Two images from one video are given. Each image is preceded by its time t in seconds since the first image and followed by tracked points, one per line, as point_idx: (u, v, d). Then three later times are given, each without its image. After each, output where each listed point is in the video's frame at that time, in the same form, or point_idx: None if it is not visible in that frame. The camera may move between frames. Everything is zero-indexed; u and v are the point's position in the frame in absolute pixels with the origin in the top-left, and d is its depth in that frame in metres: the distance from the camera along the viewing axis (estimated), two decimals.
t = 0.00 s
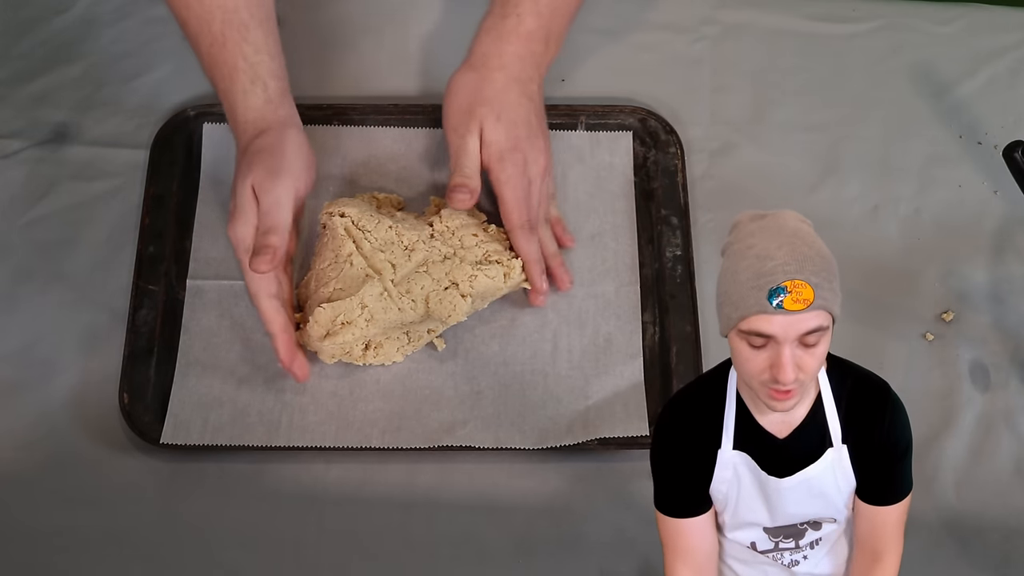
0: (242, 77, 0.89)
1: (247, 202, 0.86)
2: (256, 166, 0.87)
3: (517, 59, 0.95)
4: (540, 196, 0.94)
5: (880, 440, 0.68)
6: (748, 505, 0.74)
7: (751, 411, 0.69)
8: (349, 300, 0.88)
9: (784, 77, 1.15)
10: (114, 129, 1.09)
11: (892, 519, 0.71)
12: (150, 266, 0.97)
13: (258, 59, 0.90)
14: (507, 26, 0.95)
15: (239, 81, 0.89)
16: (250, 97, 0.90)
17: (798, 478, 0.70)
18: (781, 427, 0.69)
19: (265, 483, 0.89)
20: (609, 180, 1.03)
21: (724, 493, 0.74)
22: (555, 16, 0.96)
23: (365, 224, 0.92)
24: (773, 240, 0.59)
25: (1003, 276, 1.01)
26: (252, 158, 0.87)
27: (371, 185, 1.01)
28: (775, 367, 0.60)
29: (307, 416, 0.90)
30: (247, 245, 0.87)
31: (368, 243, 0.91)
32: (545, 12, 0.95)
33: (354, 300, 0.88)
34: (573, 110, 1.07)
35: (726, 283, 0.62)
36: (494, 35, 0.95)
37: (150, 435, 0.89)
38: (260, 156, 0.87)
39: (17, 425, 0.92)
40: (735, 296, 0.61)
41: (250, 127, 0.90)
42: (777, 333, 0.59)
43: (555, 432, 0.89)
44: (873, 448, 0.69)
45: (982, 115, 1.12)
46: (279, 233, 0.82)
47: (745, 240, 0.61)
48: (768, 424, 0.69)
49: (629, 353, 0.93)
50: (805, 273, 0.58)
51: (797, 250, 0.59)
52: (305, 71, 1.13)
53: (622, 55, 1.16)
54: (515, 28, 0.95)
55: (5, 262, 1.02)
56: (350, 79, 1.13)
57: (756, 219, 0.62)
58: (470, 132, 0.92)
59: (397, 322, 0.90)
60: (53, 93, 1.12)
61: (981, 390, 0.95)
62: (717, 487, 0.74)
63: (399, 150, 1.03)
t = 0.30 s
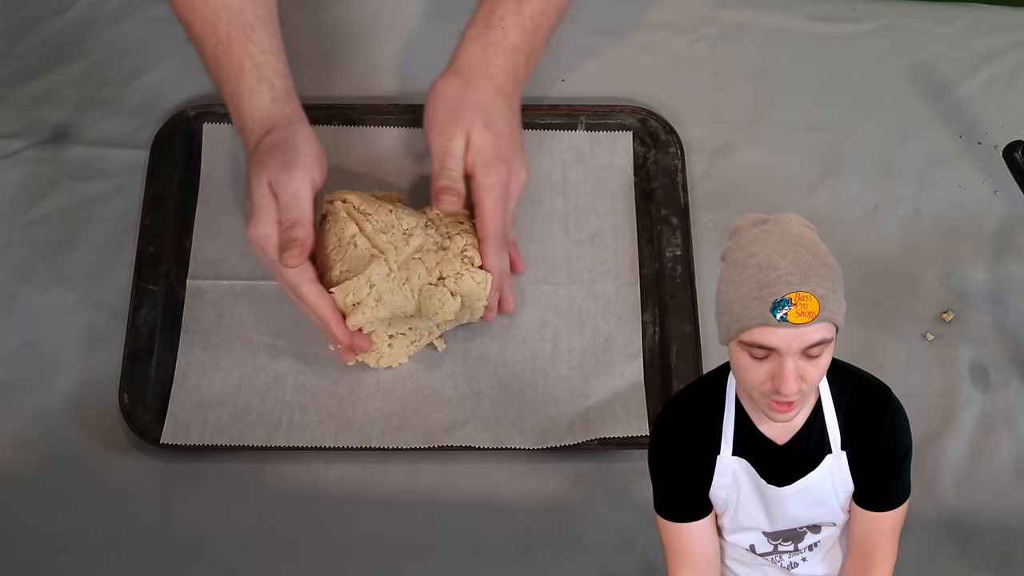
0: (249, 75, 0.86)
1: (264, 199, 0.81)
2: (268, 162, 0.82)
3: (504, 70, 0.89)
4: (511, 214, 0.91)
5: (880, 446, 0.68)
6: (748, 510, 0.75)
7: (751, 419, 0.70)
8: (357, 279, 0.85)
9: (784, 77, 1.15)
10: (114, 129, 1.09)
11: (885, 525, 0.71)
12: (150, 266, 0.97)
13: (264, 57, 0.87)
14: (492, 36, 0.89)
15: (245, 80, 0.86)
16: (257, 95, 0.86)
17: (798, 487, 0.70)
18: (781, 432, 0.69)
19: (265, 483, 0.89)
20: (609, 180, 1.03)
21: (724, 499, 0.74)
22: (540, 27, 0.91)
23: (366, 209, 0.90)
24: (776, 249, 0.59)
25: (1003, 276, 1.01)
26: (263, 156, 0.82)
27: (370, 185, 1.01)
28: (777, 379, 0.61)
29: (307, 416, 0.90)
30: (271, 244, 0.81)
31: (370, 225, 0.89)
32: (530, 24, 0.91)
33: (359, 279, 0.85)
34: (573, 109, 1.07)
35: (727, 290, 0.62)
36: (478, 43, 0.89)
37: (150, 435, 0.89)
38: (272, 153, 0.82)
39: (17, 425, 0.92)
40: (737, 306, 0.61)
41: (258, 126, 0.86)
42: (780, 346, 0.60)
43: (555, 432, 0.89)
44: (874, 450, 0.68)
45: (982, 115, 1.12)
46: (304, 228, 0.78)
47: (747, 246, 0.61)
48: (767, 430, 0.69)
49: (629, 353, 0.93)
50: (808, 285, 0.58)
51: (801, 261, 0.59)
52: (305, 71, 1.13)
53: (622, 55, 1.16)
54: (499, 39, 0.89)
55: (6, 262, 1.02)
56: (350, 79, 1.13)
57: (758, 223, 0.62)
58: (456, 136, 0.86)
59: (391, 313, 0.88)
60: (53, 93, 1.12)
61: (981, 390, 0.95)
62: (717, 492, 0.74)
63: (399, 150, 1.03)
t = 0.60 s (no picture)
0: (245, 101, 0.87)
1: (266, 227, 0.81)
2: (269, 189, 0.83)
3: (524, 120, 0.89)
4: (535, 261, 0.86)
5: (882, 453, 0.69)
6: (747, 511, 0.75)
7: (751, 425, 0.69)
8: (352, 292, 0.85)
9: (785, 77, 1.15)
10: (114, 129, 1.09)
11: (890, 532, 0.71)
12: (150, 266, 0.97)
13: (259, 82, 0.89)
14: (509, 86, 0.89)
15: (241, 104, 0.87)
16: (254, 119, 0.87)
17: (797, 493, 0.71)
18: (781, 438, 0.69)
19: (265, 483, 0.89)
20: (609, 180, 1.03)
21: (723, 501, 0.75)
22: (558, 77, 0.91)
23: (366, 218, 0.89)
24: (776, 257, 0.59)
25: (1003, 276, 1.01)
26: (264, 185, 0.83)
27: (370, 185, 1.01)
28: (777, 389, 0.61)
29: (307, 416, 0.90)
30: (270, 268, 0.81)
31: (369, 236, 0.88)
32: (548, 73, 0.90)
33: (354, 292, 0.85)
34: (573, 110, 1.07)
35: (726, 299, 0.62)
36: (496, 94, 0.89)
37: (150, 435, 0.89)
38: (272, 181, 0.83)
39: (17, 425, 0.92)
40: (738, 316, 0.61)
41: (256, 152, 0.87)
42: (779, 356, 0.60)
43: (555, 432, 0.89)
44: (875, 458, 0.69)
45: (981, 115, 1.12)
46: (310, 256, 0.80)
47: (747, 254, 0.61)
48: (768, 437, 0.69)
49: (628, 353, 0.93)
50: (809, 294, 0.58)
51: (802, 269, 0.59)
52: (305, 71, 1.13)
53: (622, 55, 1.16)
54: (518, 90, 0.89)
55: (6, 261, 1.02)
56: (350, 79, 1.13)
57: (758, 230, 0.62)
58: (482, 184, 0.84)
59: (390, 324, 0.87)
60: (53, 93, 1.12)
61: (981, 390, 0.95)
62: (717, 495, 0.74)
63: (399, 150, 1.03)
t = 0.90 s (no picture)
0: (260, 103, 0.86)
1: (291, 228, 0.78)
2: (291, 187, 0.79)
3: (511, 130, 0.88)
4: (505, 269, 0.85)
5: (882, 458, 0.69)
6: (746, 514, 0.75)
7: (751, 432, 0.69)
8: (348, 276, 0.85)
9: (785, 77, 1.15)
10: (114, 129, 1.09)
11: (889, 537, 0.72)
12: (150, 266, 0.97)
13: (272, 85, 0.88)
14: (498, 97, 0.88)
15: (256, 107, 0.86)
16: (268, 121, 0.86)
17: (796, 499, 0.71)
18: (780, 444, 0.69)
19: (265, 483, 0.89)
20: (609, 180, 1.03)
21: (723, 506, 0.75)
22: (547, 91, 0.90)
23: (359, 203, 0.89)
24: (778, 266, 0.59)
25: (1003, 276, 1.01)
26: (286, 182, 0.79)
27: (370, 185, 1.01)
28: (780, 398, 0.62)
29: (307, 416, 0.90)
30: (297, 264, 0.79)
31: (361, 219, 0.88)
32: (537, 86, 0.89)
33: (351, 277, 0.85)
34: (573, 110, 1.07)
35: (727, 307, 0.62)
36: (484, 104, 0.88)
37: (150, 435, 0.89)
38: (293, 179, 0.80)
39: (17, 425, 0.92)
40: (740, 326, 0.61)
41: (273, 151, 0.84)
42: (783, 368, 0.60)
43: (555, 432, 0.89)
44: (874, 462, 0.69)
45: (981, 115, 1.12)
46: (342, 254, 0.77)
47: (747, 263, 0.61)
48: (767, 442, 0.69)
49: (628, 353, 0.93)
50: (812, 304, 0.58)
51: (804, 280, 0.59)
52: (305, 71, 1.13)
53: (622, 55, 1.16)
54: (507, 101, 0.88)
55: (5, 261, 1.02)
56: (349, 78, 1.13)
57: (758, 238, 0.62)
58: (460, 187, 0.82)
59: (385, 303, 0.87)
60: (53, 93, 1.12)
61: (981, 390, 0.95)
62: (716, 500, 0.74)
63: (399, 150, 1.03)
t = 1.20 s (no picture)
0: (289, 84, 0.89)
1: (292, 199, 0.84)
2: (301, 162, 0.84)
3: (488, 116, 0.92)
4: (508, 245, 0.89)
5: (881, 460, 0.69)
6: (745, 515, 0.75)
7: (750, 433, 0.69)
8: (353, 279, 0.87)
9: (785, 78, 1.15)
10: (114, 129, 1.09)
11: (886, 539, 0.72)
12: (150, 266, 0.97)
13: (300, 66, 0.90)
14: (474, 85, 0.92)
15: (284, 88, 0.88)
16: (296, 102, 0.89)
17: (794, 502, 0.71)
18: (780, 447, 0.69)
19: (265, 483, 0.89)
20: (609, 179, 1.03)
21: (722, 505, 0.75)
22: (520, 79, 0.94)
23: (360, 204, 0.90)
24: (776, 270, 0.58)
25: (1003, 276, 1.01)
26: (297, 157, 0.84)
27: (370, 185, 1.01)
28: (778, 402, 0.62)
29: (307, 416, 0.90)
30: (293, 240, 0.83)
31: (363, 221, 0.89)
32: (512, 75, 0.93)
33: (355, 278, 0.87)
34: (573, 110, 1.07)
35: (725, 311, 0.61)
36: (460, 92, 0.92)
37: (150, 435, 0.89)
38: (306, 154, 0.85)
39: (17, 426, 0.92)
40: (739, 330, 0.60)
41: (295, 130, 0.88)
42: (782, 372, 0.60)
43: (555, 432, 0.89)
44: (872, 464, 0.69)
45: (982, 115, 1.12)
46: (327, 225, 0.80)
47: (746, 266, 0.60)
48: (767, 445, 0.69)
49: (628, 353, 0.93)
50: (811, 308, 0.57)
51: (802, 283, 0.58)
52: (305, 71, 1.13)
53: (622, 55, 1.16)
54: (482, 88, 0.92)
55: (5, 262, 1.02)
56: (349, 79, 1.13)
57: (757, 240, 0.61)
58: (458, 161, 0.87)
59: (390, 303, 0.88)
60: (53, 93, 1.12)
61: (981, 390, 0.95)
62: (715, 501, 0.74)
63: (399, 149, 1.03)
